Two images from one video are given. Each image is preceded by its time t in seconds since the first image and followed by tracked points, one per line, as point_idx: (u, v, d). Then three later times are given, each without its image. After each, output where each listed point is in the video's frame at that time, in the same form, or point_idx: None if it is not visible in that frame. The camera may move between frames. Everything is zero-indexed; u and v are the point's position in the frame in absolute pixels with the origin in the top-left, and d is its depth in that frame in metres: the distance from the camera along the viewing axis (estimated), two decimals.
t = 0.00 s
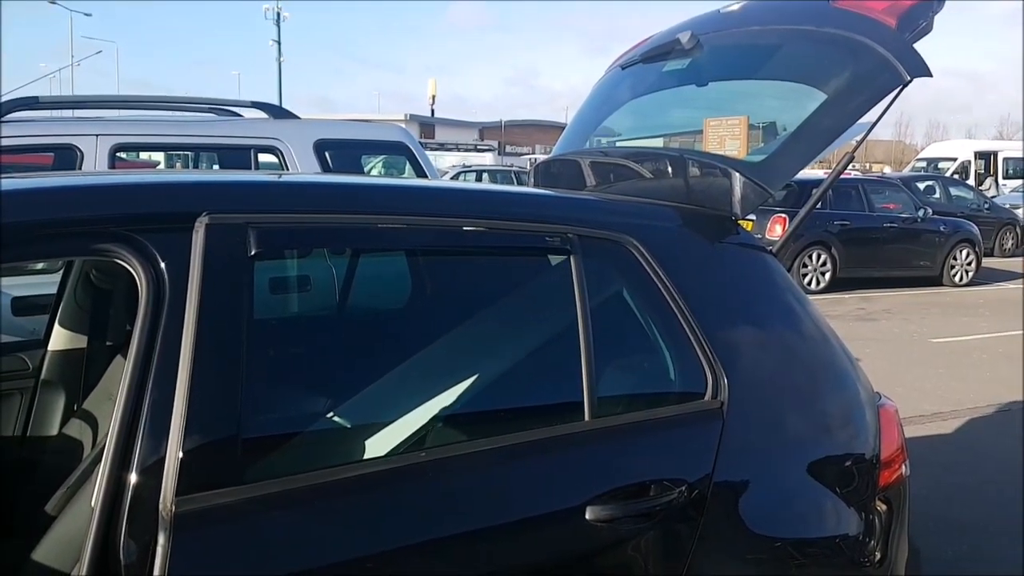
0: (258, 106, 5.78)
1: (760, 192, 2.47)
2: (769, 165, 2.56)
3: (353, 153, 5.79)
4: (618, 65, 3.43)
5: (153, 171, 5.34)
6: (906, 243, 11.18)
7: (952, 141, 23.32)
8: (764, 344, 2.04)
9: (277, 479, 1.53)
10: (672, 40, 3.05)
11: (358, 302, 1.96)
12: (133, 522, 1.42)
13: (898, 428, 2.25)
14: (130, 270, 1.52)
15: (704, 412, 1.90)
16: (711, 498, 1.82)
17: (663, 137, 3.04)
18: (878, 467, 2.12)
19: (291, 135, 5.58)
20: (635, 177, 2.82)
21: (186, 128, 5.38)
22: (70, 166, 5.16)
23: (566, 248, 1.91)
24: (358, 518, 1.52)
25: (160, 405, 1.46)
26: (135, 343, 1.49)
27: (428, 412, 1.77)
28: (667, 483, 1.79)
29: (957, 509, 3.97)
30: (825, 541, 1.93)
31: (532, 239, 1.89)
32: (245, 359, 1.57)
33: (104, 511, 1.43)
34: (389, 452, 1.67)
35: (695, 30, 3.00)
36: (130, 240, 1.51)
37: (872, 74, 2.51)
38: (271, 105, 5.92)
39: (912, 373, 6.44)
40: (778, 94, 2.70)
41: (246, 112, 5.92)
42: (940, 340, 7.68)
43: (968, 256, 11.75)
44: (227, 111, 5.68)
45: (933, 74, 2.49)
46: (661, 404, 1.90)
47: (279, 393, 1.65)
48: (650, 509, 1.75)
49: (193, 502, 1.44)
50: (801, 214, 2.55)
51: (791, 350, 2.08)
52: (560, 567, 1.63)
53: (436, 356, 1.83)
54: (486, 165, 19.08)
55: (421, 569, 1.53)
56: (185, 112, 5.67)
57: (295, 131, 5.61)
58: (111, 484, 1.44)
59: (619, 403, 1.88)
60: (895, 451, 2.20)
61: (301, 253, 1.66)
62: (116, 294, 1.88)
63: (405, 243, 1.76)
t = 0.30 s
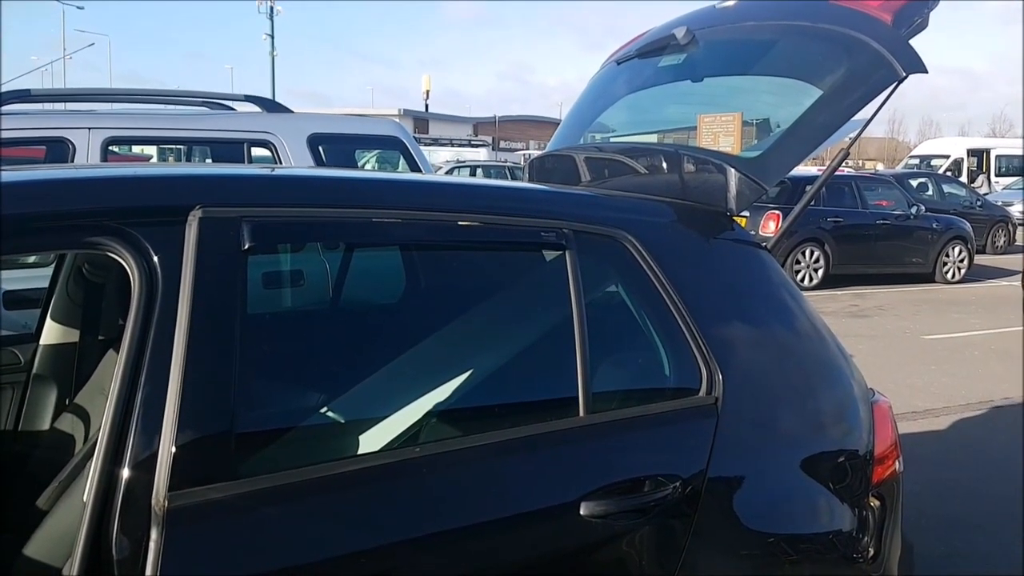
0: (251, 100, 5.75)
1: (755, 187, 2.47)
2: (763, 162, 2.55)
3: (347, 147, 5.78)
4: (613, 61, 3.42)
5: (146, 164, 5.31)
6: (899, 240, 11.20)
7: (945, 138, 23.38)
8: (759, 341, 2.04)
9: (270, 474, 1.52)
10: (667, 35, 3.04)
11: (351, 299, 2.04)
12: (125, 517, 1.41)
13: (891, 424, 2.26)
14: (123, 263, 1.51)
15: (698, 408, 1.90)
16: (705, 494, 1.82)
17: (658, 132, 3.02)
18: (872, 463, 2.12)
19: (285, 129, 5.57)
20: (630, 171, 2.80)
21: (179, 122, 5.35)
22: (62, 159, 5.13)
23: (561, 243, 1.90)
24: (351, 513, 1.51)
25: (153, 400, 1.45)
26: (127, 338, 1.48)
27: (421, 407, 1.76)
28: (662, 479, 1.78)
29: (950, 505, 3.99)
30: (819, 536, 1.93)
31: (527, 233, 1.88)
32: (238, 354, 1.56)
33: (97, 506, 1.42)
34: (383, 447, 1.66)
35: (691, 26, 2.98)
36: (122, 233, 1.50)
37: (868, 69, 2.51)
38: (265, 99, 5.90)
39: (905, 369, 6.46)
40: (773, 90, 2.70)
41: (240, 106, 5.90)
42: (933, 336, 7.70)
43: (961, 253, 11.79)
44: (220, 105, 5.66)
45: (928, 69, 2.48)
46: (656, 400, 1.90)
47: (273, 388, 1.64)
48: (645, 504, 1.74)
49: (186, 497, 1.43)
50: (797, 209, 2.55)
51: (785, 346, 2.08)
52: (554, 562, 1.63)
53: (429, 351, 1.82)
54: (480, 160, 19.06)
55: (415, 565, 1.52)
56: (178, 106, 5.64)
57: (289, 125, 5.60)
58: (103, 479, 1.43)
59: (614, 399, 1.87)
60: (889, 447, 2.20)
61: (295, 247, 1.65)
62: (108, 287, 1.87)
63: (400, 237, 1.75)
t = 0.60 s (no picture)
0: (254, 97, 5.75)
1: (758, 185, 2.45)
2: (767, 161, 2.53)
3: (348, 145, 5.78)
4: (616, 59, 3.43)
5: (147, 162, 5.30)
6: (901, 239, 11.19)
7: (947, 137, 23.35)
8: (760, 340, 2.03)
9: (273, 472, 1.52)
10: (671, 34, 3.05)
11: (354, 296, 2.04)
12: (128, 515, 1.41)
13: (894, 424, 2.25)
14: (126, 261, 1.51)
15: (701, 407, 1.90)
16: (708, 494, 1.81)
17: (660, 131, 3.01)
18: (874, 463, 2.11)
19: (287, 127, 5.56)
20: (633, 171, 2.81)
21: (181, 119, 5.34)
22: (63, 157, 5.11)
23: (564, 242, 1.89)
24: (354, 512, 1.51)
25: (155, 398, 1.45)
26: (130, 336, 1.47)
27: (424, 405, 1.76)
28: (665, 478, 1.78)
29: (951, 505, 3.98)
30: (821, 536, 1.93)
31: (531, 232, 1.88)
32: (241, 352, 1.56)
33: (99, 504, 1.42)
34: (385, 446, 1.66)
35: (695, 24, 2.99)
36: (126, 230, 1.50)
37: (873, 69, 2.49)
38: (266, 96, 5.89)
39: (907, 369, 6.45)
40: (777, 88, 2.69)
41: (242, 103, 5.90)
42: (935, 336, 7.69)
43: (962, 252, 11.79)
44: (222, 102, 5.65)
45: (932, 68, 2.47)
46: (658, 399, 1.90)
47: (276, 386, 1.64)
48: (648, 504, 1.74)
49: (190, 494, 1.43)
50: (800, 208, 2.53)
51: (787, 346, 2.07)
52: (558, 561, 1.63)
53: (432, 350, 1.82)
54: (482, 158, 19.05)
55: (417, 564, 1.52)
56: (180, 103, 5.63)
57: (291, 123, 5.60)
58: (106, 477, 1.43)
59: (617, 398, 1.87)
60: (892, 447, 2.20)
61: (297, 245, 1.65)
62: (110, 285, 1.87)
63: (403, 235, 1.75)
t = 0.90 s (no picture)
0: (259, 95, 5.75)
1: (765, 182, 2.44)
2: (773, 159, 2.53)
3: (353, 143, 5.78)
4: (622, 56, 3.41)
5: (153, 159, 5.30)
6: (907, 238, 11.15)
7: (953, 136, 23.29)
8: (767, 338, 2.02)
9: (279, 470, 1.52)
10: (677, 31, 3.03)
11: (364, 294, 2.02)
12: (134, 513, 1.41)
13: (902, 423, 2.24)
14: (132, 258, 1.50)
15: (708, 406, 1.89)
16: (714, 493, 1.80)
17: (665, 129, 3.01)
18: (882, 462, 2.10)
19: (292, 124, 5.56)
20: (639, 169, 2.80)
21: (186, 117, 5.34)
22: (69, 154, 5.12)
23: (570, 240, 1.89)
24: (359, 511, 1.50)
25: (161, 395, 1.45)
26: (136, 333, 1.47)
27: (429, 403, 1.75)
28: (671, 477, 1.77)
29: (959, 505, 3.97)
30: (829, 536, 1.92)
31: (537, 230, 1.87)
32: (247, 350, 1.56)
33: (105, 502, 1.42)
34: (391, 444, 1.66)
35: (701, 22, 2.97)
36: (131, 228, 1.49)
37: (882, 66, 2.47)
38: (271, 94, 5.89)
39: (914, 368, 6.43)
40: (783, 86, 2.68)
41: (247, 101, 5.90)
42: (941, 335, 7.67)
43: (969, 251, 11.74)
44: (227, 100, 5.65)
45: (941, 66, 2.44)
46: (664, 398, 1.89)
47: (282, 383, 1.64)
48: (654, 503, 1.74)
49: (196, 492, 1.42)
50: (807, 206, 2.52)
51: (795, 345, 2.06)
52: (564, 560, 1.62)
53: (437, 348, 1.82)
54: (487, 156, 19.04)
55: (423, 563, 1.52)
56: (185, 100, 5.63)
57: (296, 121, 5.60)
58: (112, 475, 1.43)
59: (623, 396, 1.86)
60: (900, 446, 2.19)
61: (303, 243, 1.64)
62: (116, 282, 1.87)
63: (409, 233, 1.74)
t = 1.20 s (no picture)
0: (258, 90, 5.74)
1: (767, 178, 2.37)
2: (773, 154, 2.50)
3: (353, 138, 5.77)
4: (622, 51, 3.40)
5: (152, 154, 5.29)
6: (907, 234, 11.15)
7: (953, 131, 23.27)
8: (768, 334, 2.02)
9: (278, 466, 1.51)
10: (678, 26, 3.01)
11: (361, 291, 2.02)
12: (133, 508, 1.40)
13: (902, 419, 2.24)
14: (130, 252, 1.50)
15: (708, 401, 1.89)
16: (715, 488, 1.80)
17: (665, 125, 3.01)
18: (882, 458, 2.10)
19: (292, 119, 5.55)
20: (639, 164, 2.78)
21: (185, 112, 5.33)
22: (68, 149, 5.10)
23: (570, 235, 1.88)
24: (359, 506, 1.50)
25: (160, 390, 1.44)
26: (134, 329, 1.47)
27: (428, 399, 1.75)
28: (672, 472, 1.77)
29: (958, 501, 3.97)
30: (829, 531, 1.92)
31: (537, 225, 1.87)
32: (247, 344, 1.55)
33: (104, 496, 1.41)
34: (390, 440, 1.65)
35: (702, 16, 2.96)
36: (130, 222, 1.49)
37: (884, 61, 2.45)
38: (271, 88, 5.88)
39: (914, 364, 6.43)
40: (785, 82, 2.66)
41: (246, 96, 5.89)
42: (940, 331, 7.67)
43: (969, 247, 11.74)
44: (227, 95, 5.64)
45: (943, 61, 2.41)
46: (665, 394, 1.89)
47: (282, 378, 1.63)
48: (654, 498, 1.73)
49: (195, 488, 1.42)
50: (807, 202, 2.50)
51: (795, 341, 2.06)
52: (564, 555, 1.62)
53: (437, 344, 1.81)
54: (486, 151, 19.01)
55: (423, 557, 1.51)
56: (184, 95, 5.62)
57: (296, 116, 5.59)
58: (110, 469, 1.43)
59: (623, 391, 1.86)
60: (900, 442, 2.18)
61: (302, 237, 1.64)
62: (115, 277, 1.86)
63: (409, 228, 1.74)
